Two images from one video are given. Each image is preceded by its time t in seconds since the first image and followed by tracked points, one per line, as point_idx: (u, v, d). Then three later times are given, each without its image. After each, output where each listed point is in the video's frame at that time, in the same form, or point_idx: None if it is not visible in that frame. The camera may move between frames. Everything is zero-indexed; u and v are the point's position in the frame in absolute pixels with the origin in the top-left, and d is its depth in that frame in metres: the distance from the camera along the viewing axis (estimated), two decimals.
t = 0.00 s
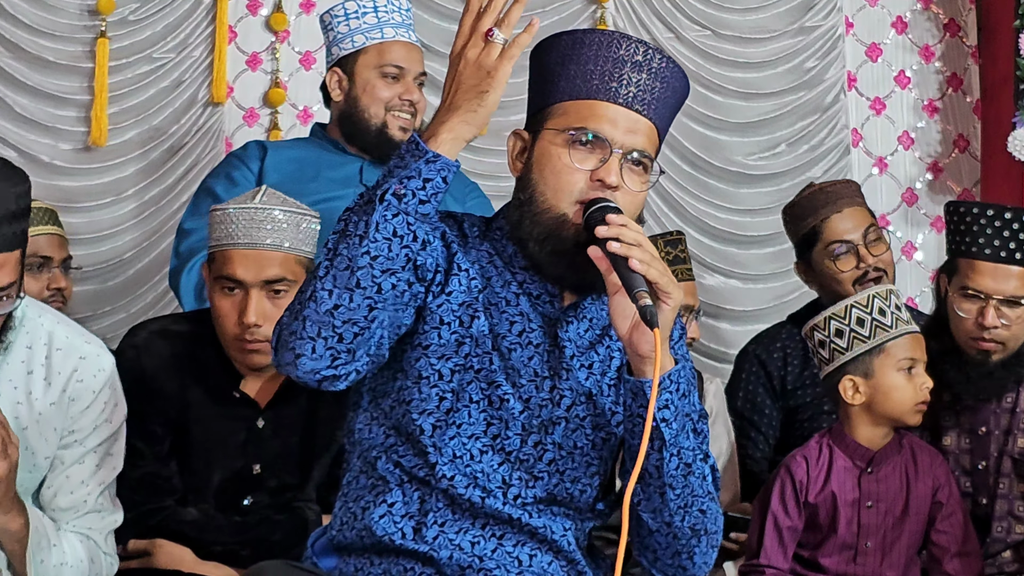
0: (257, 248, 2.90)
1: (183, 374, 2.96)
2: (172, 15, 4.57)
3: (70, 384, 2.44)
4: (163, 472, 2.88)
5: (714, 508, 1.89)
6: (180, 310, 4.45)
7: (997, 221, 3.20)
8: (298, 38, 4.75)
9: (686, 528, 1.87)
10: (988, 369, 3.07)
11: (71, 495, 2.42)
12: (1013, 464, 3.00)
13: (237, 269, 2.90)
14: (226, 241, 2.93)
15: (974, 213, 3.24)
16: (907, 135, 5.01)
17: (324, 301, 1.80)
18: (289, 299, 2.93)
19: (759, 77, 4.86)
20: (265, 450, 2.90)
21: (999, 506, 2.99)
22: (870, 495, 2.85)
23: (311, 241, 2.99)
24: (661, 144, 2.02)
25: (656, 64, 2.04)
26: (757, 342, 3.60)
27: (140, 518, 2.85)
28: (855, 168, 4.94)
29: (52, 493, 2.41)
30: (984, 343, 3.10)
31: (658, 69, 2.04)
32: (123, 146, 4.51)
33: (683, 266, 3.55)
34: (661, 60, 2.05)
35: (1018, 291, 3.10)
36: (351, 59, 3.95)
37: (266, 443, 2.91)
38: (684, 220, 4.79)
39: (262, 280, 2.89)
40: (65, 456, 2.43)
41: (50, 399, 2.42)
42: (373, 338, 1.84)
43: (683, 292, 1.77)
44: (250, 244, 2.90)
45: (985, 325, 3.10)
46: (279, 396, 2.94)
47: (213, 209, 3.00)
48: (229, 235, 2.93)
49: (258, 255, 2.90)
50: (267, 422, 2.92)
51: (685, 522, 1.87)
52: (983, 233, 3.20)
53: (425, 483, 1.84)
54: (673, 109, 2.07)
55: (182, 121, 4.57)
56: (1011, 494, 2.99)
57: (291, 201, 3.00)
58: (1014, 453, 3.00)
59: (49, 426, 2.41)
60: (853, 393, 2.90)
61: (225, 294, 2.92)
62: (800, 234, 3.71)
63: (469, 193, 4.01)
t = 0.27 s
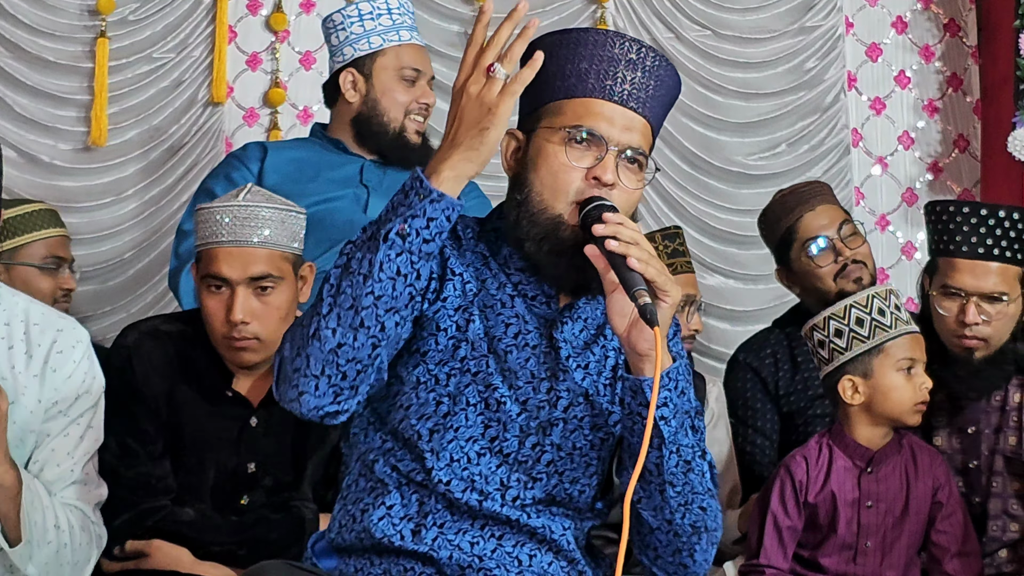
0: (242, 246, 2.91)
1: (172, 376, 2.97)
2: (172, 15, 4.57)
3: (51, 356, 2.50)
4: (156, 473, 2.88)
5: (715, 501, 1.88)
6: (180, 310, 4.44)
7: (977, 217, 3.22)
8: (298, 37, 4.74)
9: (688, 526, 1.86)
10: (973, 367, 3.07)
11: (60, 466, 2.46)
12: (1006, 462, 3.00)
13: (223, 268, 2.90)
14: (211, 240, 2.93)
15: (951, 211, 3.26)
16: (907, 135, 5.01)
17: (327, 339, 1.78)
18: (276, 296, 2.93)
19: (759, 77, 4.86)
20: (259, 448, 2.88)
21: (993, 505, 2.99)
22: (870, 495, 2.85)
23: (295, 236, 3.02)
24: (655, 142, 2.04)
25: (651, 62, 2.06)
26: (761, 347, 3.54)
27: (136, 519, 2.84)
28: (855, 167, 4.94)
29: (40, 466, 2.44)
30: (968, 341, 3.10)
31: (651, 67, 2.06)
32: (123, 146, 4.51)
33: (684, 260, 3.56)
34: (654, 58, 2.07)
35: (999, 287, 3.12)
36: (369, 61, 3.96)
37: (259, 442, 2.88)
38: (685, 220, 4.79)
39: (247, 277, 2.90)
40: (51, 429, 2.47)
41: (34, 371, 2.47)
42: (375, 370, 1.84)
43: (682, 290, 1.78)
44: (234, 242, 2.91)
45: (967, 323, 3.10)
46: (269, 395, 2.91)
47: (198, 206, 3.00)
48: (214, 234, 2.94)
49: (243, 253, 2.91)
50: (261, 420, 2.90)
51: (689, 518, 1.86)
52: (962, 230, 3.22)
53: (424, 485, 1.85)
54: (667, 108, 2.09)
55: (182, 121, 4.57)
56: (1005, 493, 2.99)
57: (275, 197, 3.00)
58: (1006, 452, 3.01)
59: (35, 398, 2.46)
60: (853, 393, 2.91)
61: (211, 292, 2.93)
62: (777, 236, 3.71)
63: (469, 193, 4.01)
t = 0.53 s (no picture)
0: (258, 247, 2.90)
1: (180, 375, 2.96)
2: (171, 14, 4.57)
3: (37, 350, 2.74)
4: (160, 472, 2.88)
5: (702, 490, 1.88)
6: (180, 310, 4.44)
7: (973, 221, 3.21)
8: (298, 37, 4.74)
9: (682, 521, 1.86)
10: (954, 365, 3.10)
11: (49, 458, 2.66)
12: (993, 460, 3.01)
13: (238, 268, 2.90)
14: (227, 240, 2.93)
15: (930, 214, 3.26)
16: (907, 135, 5.02)
17: (324, 438, 1.75)
18: (291, 299, 2.92)
19: (760, 77, 4.86)
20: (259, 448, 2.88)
21: (983, 503, 2.98)
22: (870, 495, 2.85)
23: (312, 239, 2.99)
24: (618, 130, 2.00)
25: (606, 50, 2.01)
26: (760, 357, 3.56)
27: (138, 518, 2.84)
28: (855, 167, 4.96)
29: (32, 454, 2.65)
30: (949, 339, 3.13)
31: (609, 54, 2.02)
32: (123, 146, 4.50)
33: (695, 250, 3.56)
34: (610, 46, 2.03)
35: (977, 283, 3.16)
36: (384, 63, 3.93)
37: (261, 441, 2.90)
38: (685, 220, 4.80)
39: (263, 278, 2.90)
40: (40, 419, 2.69)
41: (22, 364, 2.71)
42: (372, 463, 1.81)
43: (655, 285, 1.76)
44: (251, 243, 2.90)
45: (946, 321, 3.14)
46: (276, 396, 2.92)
47: (214, 207, 2.99)
48: (230, 234, 2.93)
49: (258, 254, 2.90)
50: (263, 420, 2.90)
51: (680, 511, 1.86)
52: (936, 231, 3.23)
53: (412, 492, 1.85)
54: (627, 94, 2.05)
55: (182, 120, 4.56)
56: (995, 490, 2.99)
57: (291, 199, 2.99)
58: (993, 449, 3.01)
59: (23, 390, 2.68)
60: (852, 392, 2.91)
61: (225, 292, 2.93)
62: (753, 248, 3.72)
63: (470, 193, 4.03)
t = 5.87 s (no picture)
0: (255, 247, 2.91)
1: (179, 375, 2.96)
2: (172, 14, 4.58)
3: None
4: (161, 472, 2.88)
5: (698, 454, 2.06)
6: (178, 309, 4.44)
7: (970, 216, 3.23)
8: (298, 36, 4.74)
9: (689, 495, 2.00)
10: (950, 359, 3.09)
11: (7, 439, 2.43)
12: (988, 458, 3.03)
13: (237, 269, 2.90)
14: (226, 240, 2.94)
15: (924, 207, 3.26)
16: (907, 135, 5.03)
17: (335, 539, 1.83)
18: (288, 300, 2.93)
19: (761, 77, 4.88)
20: (259, 449, 2.88)
21: (980, 501, 2.99)
22: (874, 492, 2.87)
23: (309, 241, 3.01)
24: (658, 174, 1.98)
25: (650, 95, 1.95)
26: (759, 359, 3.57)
27: (140, 518, 2.84)
28: (856, 166, 4.98)
29: None
30: (947, 333, 3.11)
31: (649, 96, 1.96)
32: (123, 145, 4.51)
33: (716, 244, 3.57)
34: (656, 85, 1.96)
35: (973, 280, 3.16)
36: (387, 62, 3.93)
37: (261, 443, 2.89)
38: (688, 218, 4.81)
39: (259, 279, 2.90)
40: None
41: None
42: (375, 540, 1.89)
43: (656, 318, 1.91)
44: (248, 243, 2.91)
45: (944, 315, 3.11)
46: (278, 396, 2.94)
47: (214, 206, 3.00)
48: (229, 234, 2.94)
49: (255, 254, 2.91)
50: (266, 421, 2.90)
51: (691, 498, 2.00)
52: (933, 225, 3.23)
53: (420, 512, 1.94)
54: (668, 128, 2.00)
55: (183, 119, 4.56)
56: (990, 488, 3.00)
57: (293, 202, 3.00)
58: (989, 448, 3.04)
59: None
60: (863, 386, 2.93)
61: (224, 292, 2.93)
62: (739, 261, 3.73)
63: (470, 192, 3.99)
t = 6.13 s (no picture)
0: (282, 249, 2.92)
1: (189, 375, 2.99)
2: (172, 14, 4.58)
3: None
4: (166, 471, 2.90)
5: (667, 435, 2.07)
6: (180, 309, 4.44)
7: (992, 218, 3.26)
8: (299, 37, 4.74)
9: (662, 480, 2.02)
10: (967, 362, 3.11)
11: (4, 438, 2.44)
12: (1001, 461, 3.01)
13: (261, 270, 2.92)
14: (253, 241, 2.94)
15: (954, 208, 3.32)
16: (906, 135, 5.03)
17: (295, 558, 1.85)
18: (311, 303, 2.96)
19: (760, 77, 4.88)
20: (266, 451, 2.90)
21: (988, 503, 2.98)
22: (874, 491, 2.88)
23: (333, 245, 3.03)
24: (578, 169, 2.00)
25: (558, 95, 1.97)
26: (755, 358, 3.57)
27: (143, 517, 2.85)
28: (856, 166, 4.98)
29: None
30: (967, 335, 3.14)
31: (558, 92, 1.97)
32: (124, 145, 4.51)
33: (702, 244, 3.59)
34: (563, 80, 1.97)
35: (1000, 283, 3.18)
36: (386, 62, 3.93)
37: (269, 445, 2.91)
38: (688, 219, 4.83)
39: (285, 282, 2.92)
40: None
41: None
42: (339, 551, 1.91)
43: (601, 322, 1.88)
44: (275, 245, 2.93)
45: (968, 318, 3.14)
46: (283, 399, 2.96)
47: (238, 206, 3.01)
48: (256, 235, 2.95)
49: (282, 256, 2.92)
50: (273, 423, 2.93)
51: (665, 485, 2.02)
52: (965, 227, 3.27)
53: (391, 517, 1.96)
54: (586, 122, 2.02)
55: (183, 119, 4.57)
56: (1000, 490, 2.98)
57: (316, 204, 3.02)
58: (1002, 450, 3.02)
59: None
60: (863, 385, 2.93)
61: (245, 293, 2.93)
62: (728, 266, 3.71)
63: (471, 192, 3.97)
